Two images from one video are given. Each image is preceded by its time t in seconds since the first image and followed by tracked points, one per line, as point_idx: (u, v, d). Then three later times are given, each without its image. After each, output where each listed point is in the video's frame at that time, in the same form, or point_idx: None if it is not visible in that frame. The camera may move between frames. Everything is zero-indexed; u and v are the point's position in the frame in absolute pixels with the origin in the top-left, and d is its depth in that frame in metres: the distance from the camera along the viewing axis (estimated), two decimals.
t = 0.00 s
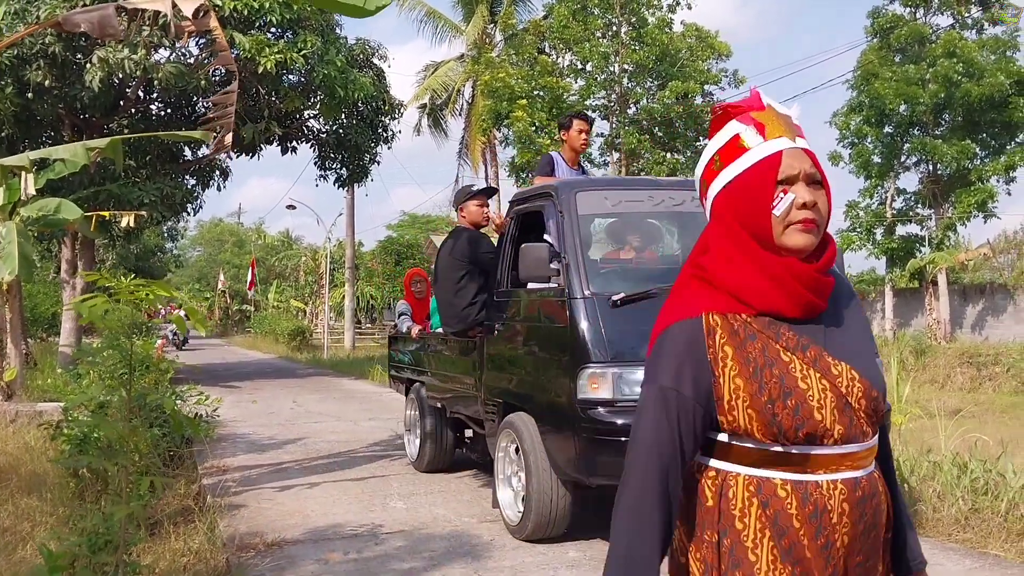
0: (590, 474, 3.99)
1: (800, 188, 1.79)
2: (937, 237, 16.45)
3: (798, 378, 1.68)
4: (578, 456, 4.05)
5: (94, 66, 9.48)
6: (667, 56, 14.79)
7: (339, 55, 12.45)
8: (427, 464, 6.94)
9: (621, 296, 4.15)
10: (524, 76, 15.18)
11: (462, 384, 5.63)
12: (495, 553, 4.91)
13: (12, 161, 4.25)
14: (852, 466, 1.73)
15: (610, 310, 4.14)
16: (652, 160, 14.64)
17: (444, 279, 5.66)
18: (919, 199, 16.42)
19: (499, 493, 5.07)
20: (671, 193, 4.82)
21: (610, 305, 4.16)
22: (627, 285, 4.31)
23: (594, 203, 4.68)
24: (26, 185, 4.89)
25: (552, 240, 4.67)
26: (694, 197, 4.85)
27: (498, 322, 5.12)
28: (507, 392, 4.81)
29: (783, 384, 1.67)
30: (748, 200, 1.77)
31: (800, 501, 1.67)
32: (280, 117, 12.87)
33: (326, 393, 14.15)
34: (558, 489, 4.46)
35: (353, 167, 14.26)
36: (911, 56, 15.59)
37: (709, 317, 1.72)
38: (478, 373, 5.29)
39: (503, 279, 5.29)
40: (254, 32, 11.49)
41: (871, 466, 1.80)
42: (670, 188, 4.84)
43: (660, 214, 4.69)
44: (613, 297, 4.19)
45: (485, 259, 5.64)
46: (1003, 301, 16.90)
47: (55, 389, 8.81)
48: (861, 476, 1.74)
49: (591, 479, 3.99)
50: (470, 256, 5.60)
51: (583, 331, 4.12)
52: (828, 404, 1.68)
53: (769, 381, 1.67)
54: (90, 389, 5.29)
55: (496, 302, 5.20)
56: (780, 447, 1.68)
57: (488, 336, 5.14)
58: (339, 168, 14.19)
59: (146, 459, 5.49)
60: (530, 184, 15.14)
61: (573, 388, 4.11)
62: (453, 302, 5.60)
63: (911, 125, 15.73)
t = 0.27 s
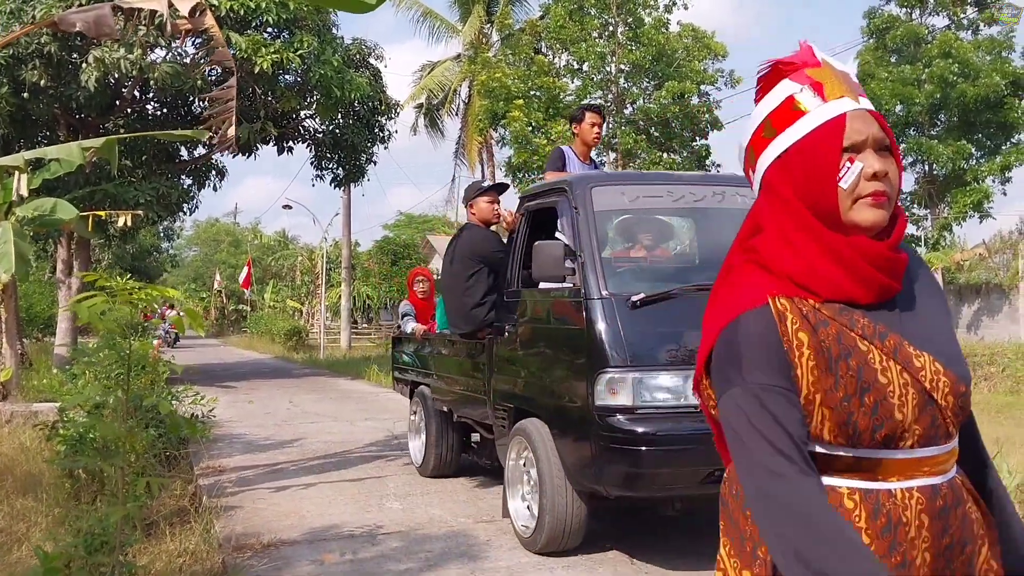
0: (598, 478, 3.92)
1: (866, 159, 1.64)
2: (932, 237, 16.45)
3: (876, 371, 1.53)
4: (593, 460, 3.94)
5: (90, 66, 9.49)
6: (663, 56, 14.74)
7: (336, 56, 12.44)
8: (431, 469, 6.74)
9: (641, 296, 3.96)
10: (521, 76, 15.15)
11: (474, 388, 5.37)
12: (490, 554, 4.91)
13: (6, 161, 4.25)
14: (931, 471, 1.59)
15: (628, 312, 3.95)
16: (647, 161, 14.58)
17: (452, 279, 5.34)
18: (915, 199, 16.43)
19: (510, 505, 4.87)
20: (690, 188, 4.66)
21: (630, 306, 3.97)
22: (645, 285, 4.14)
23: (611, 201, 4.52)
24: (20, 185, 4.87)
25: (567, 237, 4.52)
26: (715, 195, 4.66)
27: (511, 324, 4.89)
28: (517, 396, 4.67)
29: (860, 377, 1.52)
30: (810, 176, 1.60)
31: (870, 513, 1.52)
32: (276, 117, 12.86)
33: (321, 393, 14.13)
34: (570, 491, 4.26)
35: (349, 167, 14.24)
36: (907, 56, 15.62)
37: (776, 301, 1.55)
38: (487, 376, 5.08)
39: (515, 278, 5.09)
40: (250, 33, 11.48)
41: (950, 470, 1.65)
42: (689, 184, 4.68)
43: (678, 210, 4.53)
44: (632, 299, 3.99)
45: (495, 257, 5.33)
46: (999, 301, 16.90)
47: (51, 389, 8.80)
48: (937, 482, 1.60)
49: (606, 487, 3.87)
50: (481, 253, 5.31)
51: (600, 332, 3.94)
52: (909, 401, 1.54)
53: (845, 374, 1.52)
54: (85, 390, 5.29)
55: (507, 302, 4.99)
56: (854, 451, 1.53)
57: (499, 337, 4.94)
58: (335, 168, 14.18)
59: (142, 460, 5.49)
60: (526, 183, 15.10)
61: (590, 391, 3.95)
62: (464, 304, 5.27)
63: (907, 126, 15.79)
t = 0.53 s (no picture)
0: (605, 482, 3.73)
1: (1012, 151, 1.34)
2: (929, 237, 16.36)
3: (1011, 415, 1.25)
4: (608, 462, 3.69)
5: (86, 66, 9.47)
6: (660, 56, 14.71)
7: (332, 55, 12.43)
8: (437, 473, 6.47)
9: (663, 297, 3.70)
10: (517, 76, 15.11)
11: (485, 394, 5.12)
12: (486, 554, 4.91)
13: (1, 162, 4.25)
14: None
15: (650, 314, 3.70)
16: (645, 161, 14.55)
17: (460, 278, 5.09)
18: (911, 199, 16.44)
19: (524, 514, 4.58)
20: (712, 182, 4.39)
21: (652, 307, 3.71)
22: (665, 285, 3.89)
23: (629, 197, 4.26)
24: (16, 185, 4.86)
25: (582, 235, 4.27)
26: (739, 189, 4.39)
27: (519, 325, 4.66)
28: (528, 397, 4.42)
29: (989, 421, 1.24)
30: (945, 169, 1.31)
31: None
32: (272, 117, 12.85)
33: (318, 393, 14.12)
34: (573, 497, 3.96)
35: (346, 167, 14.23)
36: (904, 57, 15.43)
37: (892, 320, 1.28)
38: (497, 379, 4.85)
39: (524, 277, 4.82)
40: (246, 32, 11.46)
41: None
42: (711, 178, 4.41)
43: (700, 205, 4.26)
44: (654, 301, 3.73)
45: (506, 256, 5.05)
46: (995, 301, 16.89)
47: (46, 389, 8.76)
48: None
49: (623, 496, 3.61)
50: (489, 252, 5.01)
51: (619, 334, 3.69)
52: None
53: (968, 415, 1.25)
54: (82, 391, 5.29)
55: (516, 302, 4.76)
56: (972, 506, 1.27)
57: (508, 339, 4.70)
58: (331, 168, 14.18)
59: (138, 460, 5.47)
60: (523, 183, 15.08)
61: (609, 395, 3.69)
62: (472, 303, 5.01)
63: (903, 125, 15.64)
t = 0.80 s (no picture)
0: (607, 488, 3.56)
1: None
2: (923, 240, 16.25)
3: None
4: (610, 469, 3.53)
5: (79, 68, 9.46)
6: (655, 59, 14.72)
7: (327, 57, 12.44)
8: (440, 485, 6.13)
9: (687, 301, 3.47)
10: (512, 79, 15.08)
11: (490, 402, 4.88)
12: (480, 556, 4.91)
13: None
14: None
15: (673, 320, 3.46)
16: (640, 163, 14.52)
17: (467, 280, 4.88)
18: (905, 202, 16.46)
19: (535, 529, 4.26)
20: (735, 179, 4.17)
21: (674, 312, 3.48)
22: (685, 288, 3.68)
23: (649, 193, 4.02)
24: (9, 188, 4.86)
25: (598, 234, 4.02)
26: (762, 186, 4.18)
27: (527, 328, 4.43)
28: (535, 404, 4.18)
29: None
30: None
31: None
32: (266, 120, 12.84)
33: (312, 396, 14.11)
34: (587, 511, 3.65)
35: (341, 169, 14.23)
36: (897, 60, 15.15)
37: None
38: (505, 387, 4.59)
39: (535, 278, 4.55)
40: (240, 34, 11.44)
41: None
42: (734, 174, 4.19)
43: (723, 203, 4.04)
44: (676, 305, 3.49)
45: (515, 257, 4.83)
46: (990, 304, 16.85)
47: (40, 392, 8.74)
48: None
49: (637, 509, 3.37)
50: (497, 252, 4.81)
51: (639, 339, 3.45)
52: None
53: None
54: (76, 393, 5.29)
55: (524, 304, 4.52)
56: None
57: (516, 342, 4.47)
58: (326, 170, 14.18)
59: (131, 463, 5.47)
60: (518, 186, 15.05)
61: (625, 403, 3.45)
62: (480, 306, 4.78)
63: (897, 129, 15.04)
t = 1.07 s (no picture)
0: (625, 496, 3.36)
1: None
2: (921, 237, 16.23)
3: None
4: (631, 476, 3.31)
5: (76, 64, 9.46)
6: (652, 55, 14.64)
7: (324, 54, 12.44)
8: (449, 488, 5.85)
9: (716, 299, 3.22)
10: (510, 75, 15.07)
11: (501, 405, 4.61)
12: (476, 554, 4.91)
13: None
14: None
15: (703, 319, 3.20)
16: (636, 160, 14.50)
17: (476, 279, 4.62)
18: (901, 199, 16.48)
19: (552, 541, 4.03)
20: (762, 170, 3.91)
21: (703, 311, 3.22)
22: (716, 286, 3.40)
23: (672, 183, 3.75)
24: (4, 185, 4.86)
25: (619, 228, 3.75)
26: (791, 177, 3.92)
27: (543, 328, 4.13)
28: (551, 408, 3.92)
29: None
30: None
31: None
32: (263, 116, 12.84)
33: (309, 393, 14.12)
34: (608, 512, 3.44)
35: (338, 166, 14.23)
36: (894, 57, 15.18)
37: None
38: (517, 390, 4.32)
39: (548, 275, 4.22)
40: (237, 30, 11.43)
41: None
42: (761, 165, 3.93)
43: (751, 195, 3.78)
44: (705, 303, 3.24)
45: (527, 252, 4.56)
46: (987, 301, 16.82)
47: (35, 389, 8.72)
48: None
49: (663, 521, 3.15)
50: (508, 247, 4.54)
51: (665, 339, 3.18)
52: None
53: None
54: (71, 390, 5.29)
55: (539, 302, 4.22)
56: None
57: (531, 343, 4.20)
58: (322, 167, 14.18)
59: (127, 460, 5.46)
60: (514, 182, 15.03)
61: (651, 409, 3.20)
62: (490, 305, 4.50)
63: (894, 125, 14.94)
